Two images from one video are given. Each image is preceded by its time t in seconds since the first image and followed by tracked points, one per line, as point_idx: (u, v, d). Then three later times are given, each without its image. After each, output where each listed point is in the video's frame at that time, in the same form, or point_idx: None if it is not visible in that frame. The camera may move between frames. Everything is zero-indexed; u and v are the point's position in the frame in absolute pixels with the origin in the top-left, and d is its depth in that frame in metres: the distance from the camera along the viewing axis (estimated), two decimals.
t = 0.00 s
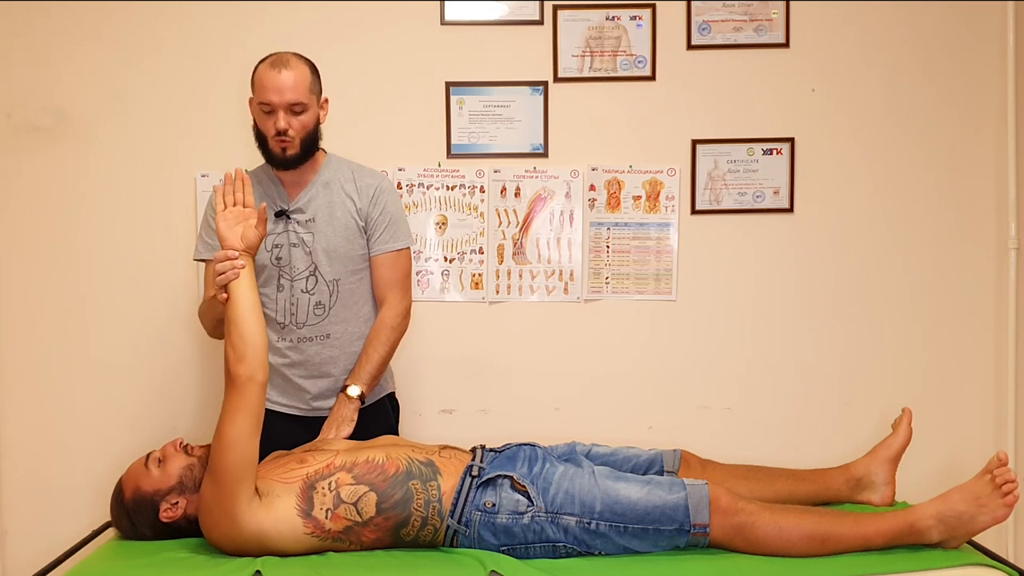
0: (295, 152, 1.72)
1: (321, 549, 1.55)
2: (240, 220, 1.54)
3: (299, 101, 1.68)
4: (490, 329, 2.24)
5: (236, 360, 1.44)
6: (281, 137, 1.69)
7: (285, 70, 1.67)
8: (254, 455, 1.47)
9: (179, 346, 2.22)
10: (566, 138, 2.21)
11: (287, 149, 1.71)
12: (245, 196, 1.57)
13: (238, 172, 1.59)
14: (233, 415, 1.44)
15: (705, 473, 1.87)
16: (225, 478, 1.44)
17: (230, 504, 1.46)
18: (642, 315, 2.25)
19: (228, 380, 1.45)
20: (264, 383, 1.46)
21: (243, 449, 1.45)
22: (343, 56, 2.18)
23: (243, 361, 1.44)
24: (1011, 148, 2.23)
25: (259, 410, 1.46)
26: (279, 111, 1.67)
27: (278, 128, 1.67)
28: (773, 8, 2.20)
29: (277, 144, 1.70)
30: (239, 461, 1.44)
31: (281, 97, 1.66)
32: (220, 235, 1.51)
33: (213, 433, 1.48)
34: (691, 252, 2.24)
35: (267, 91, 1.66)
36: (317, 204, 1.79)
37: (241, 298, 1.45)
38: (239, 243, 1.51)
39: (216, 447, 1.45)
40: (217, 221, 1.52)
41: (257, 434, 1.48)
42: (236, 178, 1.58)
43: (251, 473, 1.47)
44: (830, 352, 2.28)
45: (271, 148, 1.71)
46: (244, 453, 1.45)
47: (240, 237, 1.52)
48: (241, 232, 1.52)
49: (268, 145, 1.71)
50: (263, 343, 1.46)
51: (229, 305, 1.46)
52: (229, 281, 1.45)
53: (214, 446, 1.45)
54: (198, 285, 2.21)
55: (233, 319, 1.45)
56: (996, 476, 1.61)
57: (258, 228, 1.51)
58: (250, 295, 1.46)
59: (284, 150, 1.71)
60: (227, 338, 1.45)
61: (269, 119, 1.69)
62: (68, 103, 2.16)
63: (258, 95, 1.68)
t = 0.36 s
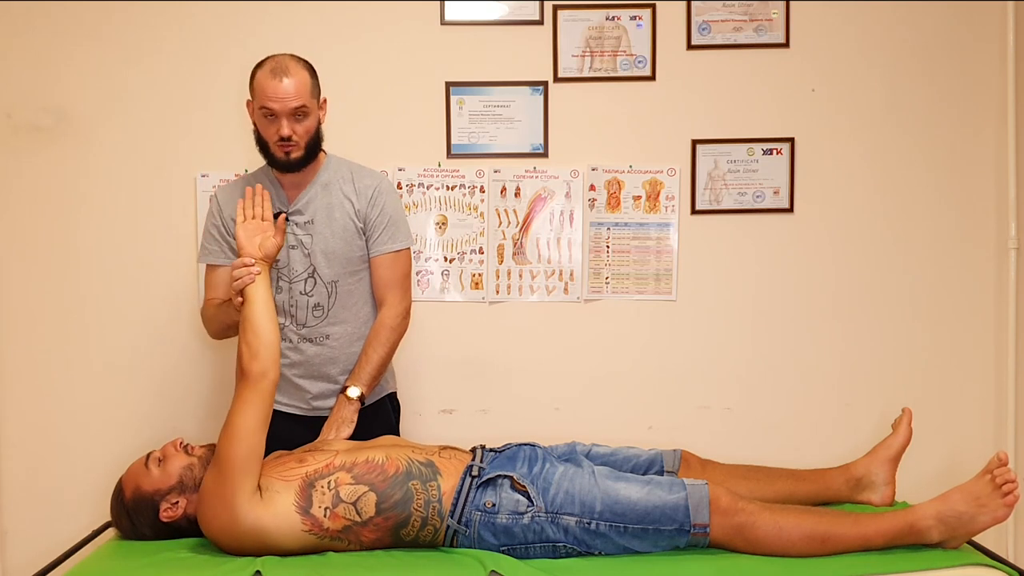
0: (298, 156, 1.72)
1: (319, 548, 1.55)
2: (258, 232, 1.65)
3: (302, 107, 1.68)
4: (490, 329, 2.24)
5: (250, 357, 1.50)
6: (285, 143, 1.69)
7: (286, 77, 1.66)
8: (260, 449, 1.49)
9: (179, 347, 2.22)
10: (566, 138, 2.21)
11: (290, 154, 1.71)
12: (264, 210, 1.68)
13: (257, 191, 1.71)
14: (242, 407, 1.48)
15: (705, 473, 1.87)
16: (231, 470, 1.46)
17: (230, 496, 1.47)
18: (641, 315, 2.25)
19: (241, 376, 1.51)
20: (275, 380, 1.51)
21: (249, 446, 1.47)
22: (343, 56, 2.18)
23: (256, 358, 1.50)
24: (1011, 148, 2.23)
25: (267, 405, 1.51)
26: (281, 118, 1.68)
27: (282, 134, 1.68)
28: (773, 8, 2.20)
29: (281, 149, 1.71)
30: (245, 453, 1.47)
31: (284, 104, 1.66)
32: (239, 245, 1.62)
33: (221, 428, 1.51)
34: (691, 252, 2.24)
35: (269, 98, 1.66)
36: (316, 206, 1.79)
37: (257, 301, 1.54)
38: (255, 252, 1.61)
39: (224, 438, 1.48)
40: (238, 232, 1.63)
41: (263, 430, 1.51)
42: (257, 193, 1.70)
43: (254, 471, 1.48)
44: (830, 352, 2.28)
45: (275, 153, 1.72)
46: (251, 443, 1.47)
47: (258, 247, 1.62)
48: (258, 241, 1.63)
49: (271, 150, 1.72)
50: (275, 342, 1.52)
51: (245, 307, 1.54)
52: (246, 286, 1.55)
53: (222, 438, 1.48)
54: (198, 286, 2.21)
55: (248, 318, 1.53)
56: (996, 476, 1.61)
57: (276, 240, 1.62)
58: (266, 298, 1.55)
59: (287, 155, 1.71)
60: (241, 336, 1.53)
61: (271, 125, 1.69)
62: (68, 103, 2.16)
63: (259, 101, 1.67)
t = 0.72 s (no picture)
0: (299, 157, 1.73)
1: (318, 547, 1.55)
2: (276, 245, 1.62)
3: (302, 108, 1.68)
4: (490, 329, 2.24)
5: (262, 358, 1.51)
6: (285, 144, 1.69)
7: (287, 78, 1.66)
8: (267, 447, 1.50)
9: (179, 347, 2.22)
10: (566, 138, 2.21)
11: (291, 155, 1.71)
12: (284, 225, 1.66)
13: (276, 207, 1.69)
14: (251, 404, 1.49)
15: (705, 473, 1.87)
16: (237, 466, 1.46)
17: (231, 491, 1.47)
18: (641, 315, 2.25)
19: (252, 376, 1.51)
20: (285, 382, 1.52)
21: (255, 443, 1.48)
22: (343, 56, 2.18)
23: (269, 359, 1.50)
24: (1011, 148, 2.23)
25: (276, 405, 1.51)
26: (282, 119, 1.67)
27: (283, 135, 1.68)
28: (773, 8, 2.20)
29: (282, 150, 1.71)
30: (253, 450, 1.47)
31: (284, 105, 1.66)
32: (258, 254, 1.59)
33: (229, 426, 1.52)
34: (691, 252, 2.24)
35: (269, 100, 1.66)
36: (315, 207, 1.79)
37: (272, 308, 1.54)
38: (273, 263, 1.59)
39: (233, 434, 1.49)
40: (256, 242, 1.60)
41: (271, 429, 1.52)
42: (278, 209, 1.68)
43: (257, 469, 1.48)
44: (830, 352, 2.28)
45: (276, 154, 1.72)
46: (259, 440, 1.48)
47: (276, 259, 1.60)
48: (275, 253, 1.61)
49: (272, 151, 1.72)
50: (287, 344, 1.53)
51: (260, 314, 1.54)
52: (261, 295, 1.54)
53: (229, 436, 1.49)
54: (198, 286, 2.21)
55: (261, 321, 1.53)
56: (996, 476, 1.61)
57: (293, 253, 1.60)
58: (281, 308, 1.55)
59: (288, 156, 1.71)
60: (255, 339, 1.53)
61: (272, 126, 1.68)
62: (68, 103, 2.16)
63: (260, 102, 1.67)
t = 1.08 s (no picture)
0: (299, 157, 1.72)
1: (318, 546, 1.55)
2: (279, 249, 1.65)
3: (303, 108, 1.68)
4: (490, 329, 2.24)
5: (266, 359, 1.52)
6: (286, 144, 1.69)
7: (288, 78, 1.66)
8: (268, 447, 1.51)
9: (179, 347, 2.22)
10: (566, 138, 2.21)
11: (292, 155, 1.71)
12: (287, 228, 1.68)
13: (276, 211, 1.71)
14: (254, 403, 1.50)
15: (705, 473, 1.87)
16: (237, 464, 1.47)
17: (231, 489, 1.47)
18: (641, 314, 2.25)
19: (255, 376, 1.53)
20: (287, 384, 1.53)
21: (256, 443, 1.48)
22: (343, 56, 2.18)
23: (272, 360, 1.52)
24: (1011, 148, 2.23)
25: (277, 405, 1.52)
26: (283, 119, 1.67)
27: (284, 135, 1.67)
28: (773, 8, 2.20)
29: (282, 150, 1.70)
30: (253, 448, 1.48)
31: (286, 105, 1.66)
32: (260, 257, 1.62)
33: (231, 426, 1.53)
34: (691, 252, 2.24)
35: (271, 99, 1.66)
36: (316, 207, 1.79)
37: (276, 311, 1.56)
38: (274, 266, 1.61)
39: (234, 432, 1.49)
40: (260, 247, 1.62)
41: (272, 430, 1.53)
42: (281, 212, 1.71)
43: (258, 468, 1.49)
44: (830, 352, 2.28)
45: (276, 154, 1.71)
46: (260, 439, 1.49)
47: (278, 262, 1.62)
48: (278, 257, 1.63)
49: (273, 151, 1.71)
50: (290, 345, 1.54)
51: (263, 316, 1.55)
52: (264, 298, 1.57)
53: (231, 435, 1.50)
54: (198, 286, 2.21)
55: (264, 323, 1.55)
56: (996, 476, 1.61)
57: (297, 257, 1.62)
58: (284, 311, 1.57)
59: (289, 156, 1.71)
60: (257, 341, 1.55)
61: (273, 126, 1.68)
62: (68, 103, 2.16)
63: (261, 102, 1.67)
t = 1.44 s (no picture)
0: (306, 147, 1.72)
1: (320, 548, 1.55)
2: (258, 224, 1.60)
3: (311, 97, 1.69)
4: (490, 329, 2.24)
5: (254, 360, 1.47)
6: (293, 133, 1.69)
7: (297, 67, 1.67)
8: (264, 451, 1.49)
9: (179, 346, 2.22)
10: (566, 138, 2.21)
11: (299, 145, 1.71)
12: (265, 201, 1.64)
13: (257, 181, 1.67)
14: (246, 412, 1.47)
15: (705, 473, 1.87)
16: (237, 477, 1.46)
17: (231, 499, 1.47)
18: (641, 314, 2.25)
19: (244, 378, 1.48)
20: (279, 384, 1.50)
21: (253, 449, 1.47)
22: (342, 56, 2.18)
23: (261, 361, 1.47)
24: (1011, 148, 2.23)
25: (271, 410, 1.50)
26: (292, 107, 1.68)
27: (291, 123, 1.67)
28: (773, 8, 2.20)
29: (289, 140, 1.70)
30: (251, 458, 1.46)
31: (294, 93, 1.67)
32: (240, 238, 1.57)
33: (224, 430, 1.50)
34: (691, 252, 2.24)
35: (279, 87, 1.66)
36: (323, 204, 1.79)
37: (259, 299, 1.50)
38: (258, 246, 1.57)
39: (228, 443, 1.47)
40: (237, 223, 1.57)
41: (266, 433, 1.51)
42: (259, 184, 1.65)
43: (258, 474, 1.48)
44: (830, 352, 2.28)
45: (283, 144, 1.71)
46: (256, 448, 1.47)
47: (260, 240, 1.57)
48: (260, 234, 1.58)
49: (279, 141, 1.71)
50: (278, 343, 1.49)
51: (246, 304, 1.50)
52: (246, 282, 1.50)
53: (225, 442, 1.47)
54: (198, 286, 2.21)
55: (250, 317, 1.49)
56: (996, 476, 1.61)
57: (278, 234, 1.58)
58: (267, 294, 1.52)
59: (296, 146, 1.71)
60: (244, 337, 1.49)
61: (280, 115, 1.68)
62: (68, 103, 2.16)
63: (269, 91, 1.67)
